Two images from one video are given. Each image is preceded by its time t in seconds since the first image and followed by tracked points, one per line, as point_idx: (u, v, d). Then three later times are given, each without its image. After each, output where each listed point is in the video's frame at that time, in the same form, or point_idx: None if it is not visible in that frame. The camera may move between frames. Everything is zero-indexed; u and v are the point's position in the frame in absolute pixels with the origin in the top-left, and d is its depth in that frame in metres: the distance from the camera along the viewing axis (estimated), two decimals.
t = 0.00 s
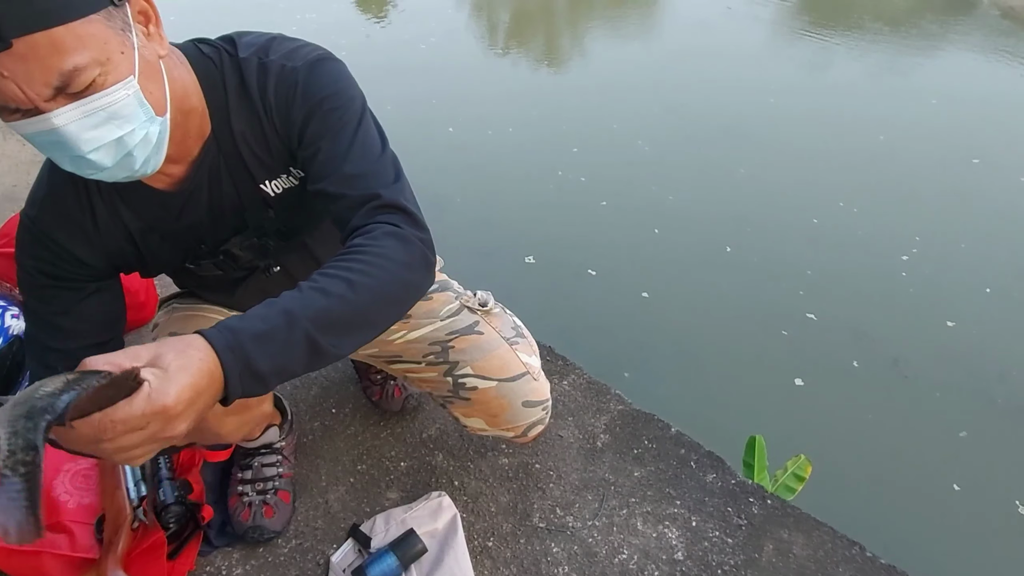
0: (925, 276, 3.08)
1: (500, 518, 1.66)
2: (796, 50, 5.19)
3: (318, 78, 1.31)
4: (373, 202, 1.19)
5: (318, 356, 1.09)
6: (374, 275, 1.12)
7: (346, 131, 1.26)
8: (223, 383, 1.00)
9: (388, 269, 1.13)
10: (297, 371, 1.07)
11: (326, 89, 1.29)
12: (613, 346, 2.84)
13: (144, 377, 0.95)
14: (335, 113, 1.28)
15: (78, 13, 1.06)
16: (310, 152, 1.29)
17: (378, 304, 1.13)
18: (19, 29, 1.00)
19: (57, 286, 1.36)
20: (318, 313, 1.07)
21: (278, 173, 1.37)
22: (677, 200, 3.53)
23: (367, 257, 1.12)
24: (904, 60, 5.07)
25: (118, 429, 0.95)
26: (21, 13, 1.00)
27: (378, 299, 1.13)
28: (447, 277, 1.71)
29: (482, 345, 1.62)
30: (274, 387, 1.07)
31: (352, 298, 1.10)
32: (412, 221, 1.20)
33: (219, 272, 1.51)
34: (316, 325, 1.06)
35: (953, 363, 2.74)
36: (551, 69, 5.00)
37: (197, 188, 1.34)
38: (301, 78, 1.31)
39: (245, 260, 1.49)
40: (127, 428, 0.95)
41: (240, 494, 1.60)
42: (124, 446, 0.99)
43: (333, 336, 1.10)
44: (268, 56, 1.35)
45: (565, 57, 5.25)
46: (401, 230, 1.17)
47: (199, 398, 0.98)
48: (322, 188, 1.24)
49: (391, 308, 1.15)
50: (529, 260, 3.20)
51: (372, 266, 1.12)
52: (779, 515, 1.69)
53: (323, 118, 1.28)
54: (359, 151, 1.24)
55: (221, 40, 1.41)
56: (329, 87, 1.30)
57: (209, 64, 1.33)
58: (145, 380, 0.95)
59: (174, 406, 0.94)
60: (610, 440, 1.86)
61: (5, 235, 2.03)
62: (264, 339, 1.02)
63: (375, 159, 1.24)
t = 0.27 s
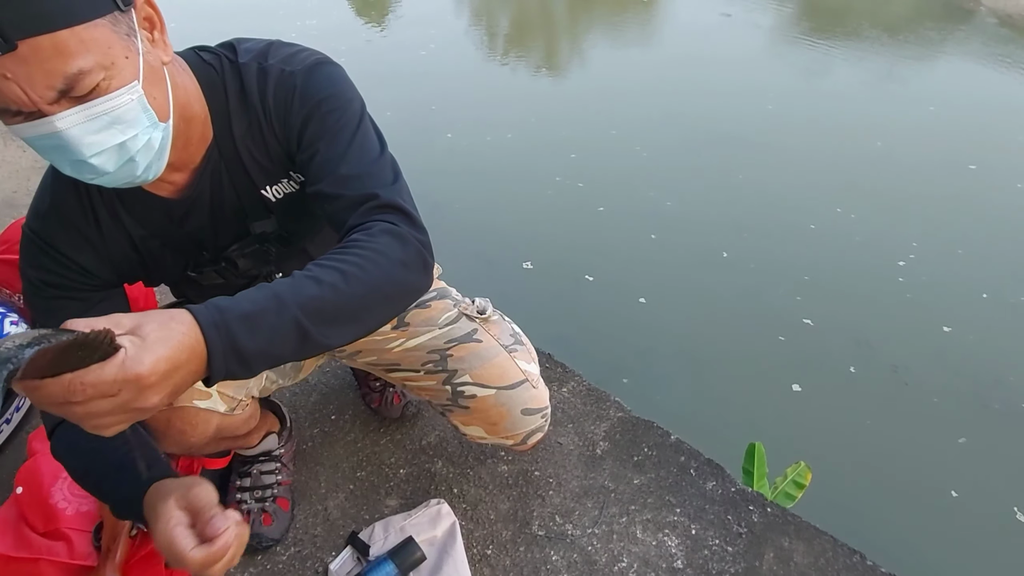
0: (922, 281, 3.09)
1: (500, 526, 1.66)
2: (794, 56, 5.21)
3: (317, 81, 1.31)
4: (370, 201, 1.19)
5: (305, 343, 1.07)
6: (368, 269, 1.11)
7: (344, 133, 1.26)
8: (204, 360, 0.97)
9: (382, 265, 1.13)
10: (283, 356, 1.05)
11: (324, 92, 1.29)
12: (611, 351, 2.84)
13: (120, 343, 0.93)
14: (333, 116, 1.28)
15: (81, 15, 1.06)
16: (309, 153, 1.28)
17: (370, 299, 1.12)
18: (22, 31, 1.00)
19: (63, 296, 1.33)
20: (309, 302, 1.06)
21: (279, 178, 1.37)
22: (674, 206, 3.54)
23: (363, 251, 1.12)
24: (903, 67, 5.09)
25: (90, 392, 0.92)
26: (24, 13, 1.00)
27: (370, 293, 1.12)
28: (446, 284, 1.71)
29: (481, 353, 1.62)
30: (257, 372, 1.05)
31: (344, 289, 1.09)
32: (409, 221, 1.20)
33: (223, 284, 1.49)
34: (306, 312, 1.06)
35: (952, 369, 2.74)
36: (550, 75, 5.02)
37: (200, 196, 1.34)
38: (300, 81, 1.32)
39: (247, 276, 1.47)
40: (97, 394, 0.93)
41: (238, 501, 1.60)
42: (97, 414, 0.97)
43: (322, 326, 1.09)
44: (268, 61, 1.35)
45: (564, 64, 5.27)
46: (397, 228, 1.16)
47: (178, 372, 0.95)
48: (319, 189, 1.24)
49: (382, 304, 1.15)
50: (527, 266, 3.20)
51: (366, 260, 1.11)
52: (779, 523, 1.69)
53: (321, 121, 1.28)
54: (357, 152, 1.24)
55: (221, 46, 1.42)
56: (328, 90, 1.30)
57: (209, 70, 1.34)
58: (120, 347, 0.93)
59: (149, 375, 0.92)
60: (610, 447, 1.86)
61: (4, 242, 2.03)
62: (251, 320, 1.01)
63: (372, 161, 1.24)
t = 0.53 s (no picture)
0: (919, 289, 3.09)
1: (498, 535, 1.66)
2: (791, 65, 5.23)
3: (324, 91, 1.32)
4: (380, 207, 1.19)
5: (328, 351, 1.08)
6: (384, 275, 1.12)
7: (352, 142, 1.27)
8: (238, 373, 0.99)
9: (397, 271, 1.14)
10: (307, 366, 1.06)
11: (331, 101, 1.30)
12: (609, 358, 2.84)
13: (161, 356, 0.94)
14: (340, 125, 1.29)
15: (98, 17, 1.08)
16: (315, 163, 1.29)
17: (387, 306, 1.13)
18: (39, 29, 1.02)
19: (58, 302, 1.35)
20: (330, 310, 1.07)
21: (281, 187, 1.37)
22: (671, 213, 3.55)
23: (378, 258, 1.13)
24: (900, 76, 5.11)
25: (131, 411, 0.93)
26: (41, 14, 1.02)
27: (388, 300, 1.13)
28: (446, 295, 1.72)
29: (479, 365, 1.62)
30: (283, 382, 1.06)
31: (362, 297, 1.10)
32: (419, 228, 1.21)
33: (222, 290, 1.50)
34: (329, 320, 1.07)
35: (949, 378, 2.74)
36: (549, 84, 5.03)
37: (202, 202, 1.34)
38: (307, 90, 1.32)
39: (245, 279, 1.47)
40: (141, 409, 0.93)
41: (236, 510, 1.60)
42: (134, 431, 0.96)
43: (343, 333, 1.10)
44: (275, 70, 1.36)
45: (563, 72, 5.29)
46: (409, 235, 1.17)
47: (214, 384, 0.97)
48: (324, 199, 1.24)
49: (400, 310, 1.16)
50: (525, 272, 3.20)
51: (382, 267, 1.12)
52: (778, 533, 1.69)
53: (328, 130, 1.28)
54: (365, 161, 1.25)
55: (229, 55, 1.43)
56: (336, 99, 1.31)
57: (216, 78, 1.35)
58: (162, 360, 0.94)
59: (191, 387, 0.93)
60: (608, 456, 1.86)
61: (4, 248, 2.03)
62: (278, 330, 1.03)
63: (378, 170, 1.24)
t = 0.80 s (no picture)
0: (915, 296, 3.10)
1: (495, 546, 1.65)
2: (789, 73, 5.25)
3: (322, 108, 1.33)
4: (373, 230, 1.19)
5: (324, 385, 1.09)
6: (376, 302, 1.12)
7: (347, 160, 1.27)
8: (235, 420, 1.02)
9: (389, 296, 1.14)
10: (305, 402, 1.08)
11: (328, 118, 1.31)
12: (606, 365, 2.83)
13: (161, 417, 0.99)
14: (337, 141, 1.29)
15: (91, 29, 1.09)
16: (312, 180, 1.30)
17: (381, 333, 1.14)
18: (31, 39, 1.04)
19: (54, 307, 1.35)
20: (323, 343, 1.08)
21: (279, 201, 1.38)
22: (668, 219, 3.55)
23: (370, 285, 1.13)
24: (898, 84, 5.12)
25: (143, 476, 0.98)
26: (33, 26, 1.04)
27: (381, 328, 1.13)
28: (445, 306, 1.73)
29: (478, 377, 1.62)
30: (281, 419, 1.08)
31: (356, 326, 1.10)
32: (410, 248, 1.21)
33: (217, 297, 1.50)
34: (323, 355, 1.08)
35: (948, 386, 2.74)
36: (548, 91, 5.05)
37: (200, 214, 1.35)
38: (305, 107, 1.33)
39: (243, 288, 1.48)
40: (151, 471, 0.98)
41: (234, 520, 1.60)
42: (148, 493, 1.01)
43: (338, 365, 1.11)
44: (273, 86, 1.37)
45: (562, 80, 5.31)
46: (401, 256, 1.18)
47: (215, 433, 1.00)
48: (321, 217, 1.25)
49: (394, 334, 1.16)
50: (522, 278, 3.20)
51: (374, 294, 1.12)
52: (776, 544, 1.69)
53: (325, 147, 1.29)
54: (360, 179, 1.25)
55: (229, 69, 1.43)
56: (333, 116, 1.32)
57: (216, 92, 1.35)
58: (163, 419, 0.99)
59: (194, 440, 0.97)
60: (606, 466, 1.86)
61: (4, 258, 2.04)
62: (273, 371, 1.04)
63: (374, 188, 1.25)
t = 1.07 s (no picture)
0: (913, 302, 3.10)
1: (495, 554, 1.65)
2: (788, 80, 5.28)
3: (316, 113, 1.33)
4: (366, 230, 1.20)
5: (304, 378, 1.08)
6: (364, 301, 1.12)
7: (341, 163, 1.28)
8: (207, 403, 0.99)
9: (378, 295, 1.14)
10: (284, 394, 1.06)
11: (324, 122, 1.32)
12: (605, 371, 2.83)
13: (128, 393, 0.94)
14: (333, 145, 1.30)
15: (81, 28, 1.10)
16: (307, 183, 1.30)
17: (369, 331, 1.13)
18: (18, 34, 1.03)
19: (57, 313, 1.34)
20: (307, 338, 1.07)
21: (277, 206, 1.38)
22: (667, 225, 3.57)
23: (359, 283, 1.13)
24: (896, 91, 5.14)
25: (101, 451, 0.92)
26: (23, 23, 1.04)
27: (368, 327, 1.13)
28: (443, 313, 1.73)
29: (477, 385, 1.62)
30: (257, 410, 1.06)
31: (343, 324, 1.10)
32: (403, 250, 1.21)
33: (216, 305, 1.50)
34: (306, 348, 1.07)
35: (947, 392, 2.75)
36: (549, 98, 5.07)
37: (199, 220, 1.35)
38: (300, 112, 1.34)
39: (243, 295, 1.48)
40: (111, 446, 0.94)
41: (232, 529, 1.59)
42: (105, 465, 0.97)
43: (321, 361, 1.10)
44: (270, 91, 1.37)
45: (562, 87, 5.33)
46: (393, 257, 1.18)
47: (184, 417, 0.97)
48: (314, 218, 1.25)
49: (380, 334, 1.16)
50: (521, 284, 3.21)
51: (363, 293, 1.12)
52: (776, 552, 1.69)
53: (320, 151, 1.30)
54: (354, 182, 1.25)
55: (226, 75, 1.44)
56: (328, 120, 1.32)
57: (213, 98, 1.36)
58: (129, 396, 0.94)
59: (160, 423, 0.94)
60: (606, 474, 1.86)
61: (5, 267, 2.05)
62: (253, 360, 1.02)
63: (369, 191, 1.25)
